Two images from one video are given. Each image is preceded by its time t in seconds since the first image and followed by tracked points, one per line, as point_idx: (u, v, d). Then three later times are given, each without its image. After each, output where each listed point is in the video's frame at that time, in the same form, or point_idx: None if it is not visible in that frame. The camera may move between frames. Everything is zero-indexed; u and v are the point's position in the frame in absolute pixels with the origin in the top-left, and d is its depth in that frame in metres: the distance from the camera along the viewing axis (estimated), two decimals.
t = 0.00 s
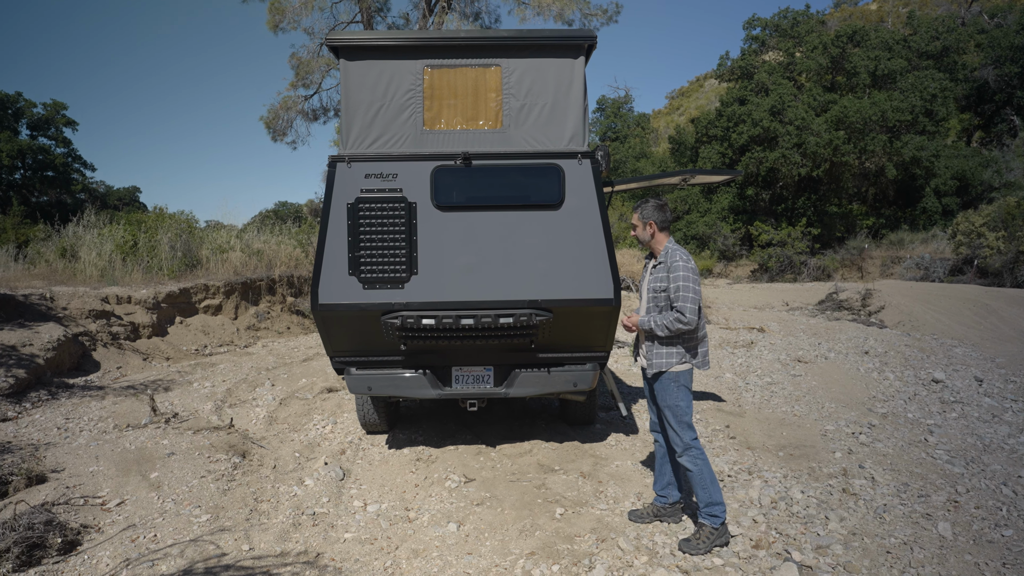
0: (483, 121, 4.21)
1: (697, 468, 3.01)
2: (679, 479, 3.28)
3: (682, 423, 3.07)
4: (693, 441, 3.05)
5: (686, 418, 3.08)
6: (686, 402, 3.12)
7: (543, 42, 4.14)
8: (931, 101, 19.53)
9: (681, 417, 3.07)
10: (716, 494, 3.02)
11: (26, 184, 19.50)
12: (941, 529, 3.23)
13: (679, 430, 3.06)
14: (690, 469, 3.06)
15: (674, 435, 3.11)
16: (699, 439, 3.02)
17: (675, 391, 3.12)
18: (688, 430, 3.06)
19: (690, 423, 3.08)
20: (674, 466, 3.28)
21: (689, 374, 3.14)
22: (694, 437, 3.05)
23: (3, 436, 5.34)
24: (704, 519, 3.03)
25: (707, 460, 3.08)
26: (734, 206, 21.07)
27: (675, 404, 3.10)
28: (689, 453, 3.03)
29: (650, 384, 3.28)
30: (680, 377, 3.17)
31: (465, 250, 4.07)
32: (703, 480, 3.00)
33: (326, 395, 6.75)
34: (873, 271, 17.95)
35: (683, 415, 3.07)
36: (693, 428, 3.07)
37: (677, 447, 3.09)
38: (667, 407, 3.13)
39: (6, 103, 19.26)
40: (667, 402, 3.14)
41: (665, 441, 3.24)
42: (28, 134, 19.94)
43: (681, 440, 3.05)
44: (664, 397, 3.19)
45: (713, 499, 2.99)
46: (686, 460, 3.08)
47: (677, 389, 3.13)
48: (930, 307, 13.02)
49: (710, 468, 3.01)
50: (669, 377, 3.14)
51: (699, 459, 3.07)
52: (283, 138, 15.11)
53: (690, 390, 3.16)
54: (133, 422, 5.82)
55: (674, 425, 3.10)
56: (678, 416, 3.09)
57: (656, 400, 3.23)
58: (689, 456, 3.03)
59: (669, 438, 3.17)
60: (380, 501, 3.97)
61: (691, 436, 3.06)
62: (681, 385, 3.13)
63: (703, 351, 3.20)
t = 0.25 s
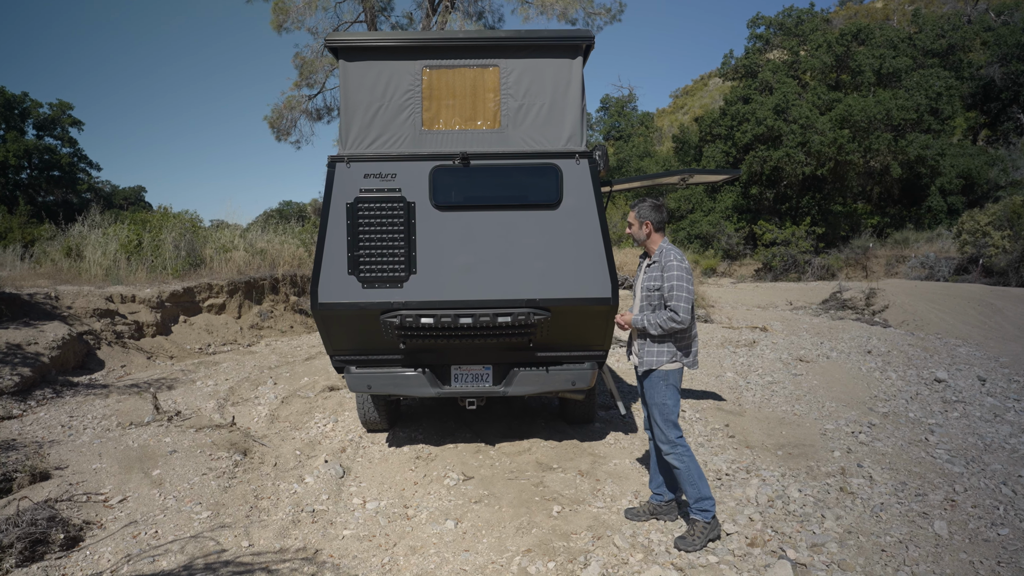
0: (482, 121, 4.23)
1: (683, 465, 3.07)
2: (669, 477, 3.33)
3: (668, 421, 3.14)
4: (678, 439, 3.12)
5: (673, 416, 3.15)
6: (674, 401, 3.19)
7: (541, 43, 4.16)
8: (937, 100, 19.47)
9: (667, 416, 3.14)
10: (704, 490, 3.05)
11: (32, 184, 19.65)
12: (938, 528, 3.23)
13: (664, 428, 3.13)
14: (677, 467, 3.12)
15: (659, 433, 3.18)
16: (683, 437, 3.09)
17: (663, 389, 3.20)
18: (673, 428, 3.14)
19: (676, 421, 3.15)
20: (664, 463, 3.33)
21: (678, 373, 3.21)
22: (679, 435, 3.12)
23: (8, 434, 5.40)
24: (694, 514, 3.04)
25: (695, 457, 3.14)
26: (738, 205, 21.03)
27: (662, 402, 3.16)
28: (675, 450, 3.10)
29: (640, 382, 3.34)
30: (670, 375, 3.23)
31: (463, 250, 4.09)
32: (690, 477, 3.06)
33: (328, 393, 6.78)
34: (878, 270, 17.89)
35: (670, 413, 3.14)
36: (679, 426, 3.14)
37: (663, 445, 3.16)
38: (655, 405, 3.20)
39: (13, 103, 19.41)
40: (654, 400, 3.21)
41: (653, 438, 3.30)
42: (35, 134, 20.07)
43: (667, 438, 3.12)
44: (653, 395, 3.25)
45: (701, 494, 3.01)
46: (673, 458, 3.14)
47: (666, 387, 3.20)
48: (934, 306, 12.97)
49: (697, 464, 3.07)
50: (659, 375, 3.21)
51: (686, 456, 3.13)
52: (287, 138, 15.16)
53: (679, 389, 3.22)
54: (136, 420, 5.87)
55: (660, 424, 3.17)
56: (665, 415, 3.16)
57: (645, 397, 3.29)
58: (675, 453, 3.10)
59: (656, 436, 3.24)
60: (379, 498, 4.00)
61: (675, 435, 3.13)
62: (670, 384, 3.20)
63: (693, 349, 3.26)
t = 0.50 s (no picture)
0: (481, 121, 4.25)
1: (676, 462, 3.13)
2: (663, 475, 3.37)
3: (661, 419, 3.18)
4: (670, 437, 3.16)
5: (666, 415, 3.19)
6: (667, 399, 3.22)
7: (539, 43, 4.19)
8: (942, 98, 19.43)
9: (660, 414, 3.17)
10: (696, 486, 3.11)
11: (39, 184, 19.79)
12: (934, 526, 3.24)
13: (656, 426, 3.18)
14: (670, 465, 3.18)
15: (651, 431, 3.22)
16: (674, 436, 3.14)
17: (657, 387, 3.22)
18: (665, 426, 3.18)
19: (669, 420, 3.19)
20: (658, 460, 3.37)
21: (672, 372, 3.24)
22: (671, 433, 3.17)
23: (15, 432, 5.46)
24: (686, 509, 3.11)
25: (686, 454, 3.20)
26: (742, 204, 21.00)
27: (655, 400, 3.20)
28: (667, 448, 3.15)
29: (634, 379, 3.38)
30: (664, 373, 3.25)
31: (462, 249, 4.11)
32: (682, 474, 3.12)
33: (330, 391, 6.82)
34: (882, 269, 17.82)
35: (663, 412, 3.18)
36: (671, 424, 3.18)
37: (656, 442, 3.21)
38: (648, 402, 3.24)
39: (20, 104, 19.55)
40: (648, 398, 3.24)
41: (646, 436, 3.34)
42: (41, 134, 20.20)
43: (659, 436, 3.17)
44: (646, 393, 3.29)
45: (693, 491, 3.07)
46: (665, 455, 3.19)
47: (659, 386, 3.23)
48: (939, 305, 12.93)
49: (689, 461, 3.13)
50: (653, 374, 3.23)
51: (678, 453, 3.18)
52: (291, 138, 15.23)
53: (673, 388, 3.25)
54: (140, 418, 5.93)
55: (652, 422, 3.21)
56: (658, 413, 3.20)
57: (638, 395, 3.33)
58: (667, 451, 3.15)
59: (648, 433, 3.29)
60: (380, 496, 4.04)
61: (668, 433, 3.18)
62: (664, 382, 3.22)
63: (687, 349, 3.29)
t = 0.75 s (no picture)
0: (482, 121, 4.28)
1: (673, 459, 3.16)
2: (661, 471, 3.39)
3: (659, 417, 3.20)
4: (667, 436, 3.19)
5: (663, 413, 3.21)
6: (665, 398, 3.24)
7: (540, 44, 4.21)
8: (949, 97, 19.39)
9: (658, 412, 3.20)
10: (694, 483, 3.14)
11: (47, 184, 19.95)
12: (933, 524, 3.25)
13: (654, 424, 3.20)
14: (667, 462, 3.21)
15: (648, 428, 3.24)
16: (672, 434, 3.16)
17: (655, 385, 3.24)
18: (662, 424, 3.20)
19: (667, 418, 3.21)
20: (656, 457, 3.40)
21: (670, 370, 3.25)
22: (668, 431, 3.19)
23: (23, 428, 5.52)
24: (684, 506, 3.13)
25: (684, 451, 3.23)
26: (747, 204, 20.95)
27: (654, 398, 3.22)
28: (665, 446, 3.17)
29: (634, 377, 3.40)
30: (663, 372, 3.27)
31: (463, 248, 4.14)
32: (680, 470, 3.15)
33: (334, 389, 6.87)
34: (889, 269, 17.74)
35: (660, 410, 3.20)
36: (668, 422, 3.20)
37: (654, 440, 3.23)
38: (646, 400, 3.26)
39: (28, 104, 19.71)
40: (646, 396, 3.27)
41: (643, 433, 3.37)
42: (49, 134, 20.35)
43: (657, 434, 3.19)
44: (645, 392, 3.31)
45: (691, 487, 3.10)
46: (663, 453, 3.22)
47: (657, 384, 3.25)
48: (945, 305, 12.88)
49: (687, 458, 3.16)
50: (651, 372, 3.25)
51: (675, 451, 3.21)
52: (296, 137, 15.30)
53: (671, 386, 3.26)
54: (146, 415, 5.99)
55: (650, 419, 3.23)
56: (656, 411, 3.22)
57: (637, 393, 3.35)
58: (664, 449, 3.17)
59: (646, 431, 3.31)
60: (382, 493, 4.07)
61: (665, 431, 3.20)
62: (662, 380, 3.24)
63: (686, 348, 3.30)
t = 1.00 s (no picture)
0: (485, 120, 4.30)
1: (666, 454, 3.15)
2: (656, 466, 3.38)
3: (652, 413, 3.19)
4: (660, 431, 3.17)
5: (658, 409, 3.20)
6: (662, 393, 3.23)
7: (543, 43, 4.24)
8: (960, 94, 19.29)
9: (652, 408, 3.19)
10: (688, 477, 3.14)
11: (58, 183, 20.17)
12: (934, 522, 3.25)
13: (647, 420, 3.19)
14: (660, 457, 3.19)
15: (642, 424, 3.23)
16: (664, 429, 3.15)
17: (655, 381, 3.24)
18: (656, 420, 3.19)
19: (660, 413, 3.20)
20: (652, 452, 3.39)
21: (672, 366, 3.26)
22: (661, 427, 3.18)
23: (34, 424, 5.61)
24: (680, 501, 3.12)
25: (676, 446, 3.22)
26: (756, 202, 20.87)
27: (650, 394, 3.21)
28: (658, 442, 3.16)
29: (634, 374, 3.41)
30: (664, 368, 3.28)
31: (466, 246, 4.18)
32: (674, 465, 3.14)
33: (340, 386, 6.94)
34: (898, 267, 17.60)
35: (655, 406, 3.19)
36: (662, 418, 3.19)
37: (646, 438, 3.21)
38: (642, 396, 3.25)
39: (40, 104, 19.93)
40: (643, 391, 3.26)
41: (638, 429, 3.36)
42: (61, 134, 20.57)
43: (649, 431, 3.17)
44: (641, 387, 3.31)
45: (686, 481, 3.10)
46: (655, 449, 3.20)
47: (657, 380, 3.25)
48: (954, 304, 12.78)
49: (680, 452, 3.15)
50: (652, 368, 3.26)
51: (668, 446, 3.20)
52: (304, 136, 15.39)
53: (670, 382, 3.27)
54: (155, 411, 6.07)
55: (643, 415, 3.22)
56: (651, 407, 3.21)
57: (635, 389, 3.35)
58: (657, 445, 3.16)
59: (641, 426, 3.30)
60: (385, 488, 4.11)
61: (657, 426, 3.19)
62: (662, 376, 3.24)
63: (688, 343, 3.33)
